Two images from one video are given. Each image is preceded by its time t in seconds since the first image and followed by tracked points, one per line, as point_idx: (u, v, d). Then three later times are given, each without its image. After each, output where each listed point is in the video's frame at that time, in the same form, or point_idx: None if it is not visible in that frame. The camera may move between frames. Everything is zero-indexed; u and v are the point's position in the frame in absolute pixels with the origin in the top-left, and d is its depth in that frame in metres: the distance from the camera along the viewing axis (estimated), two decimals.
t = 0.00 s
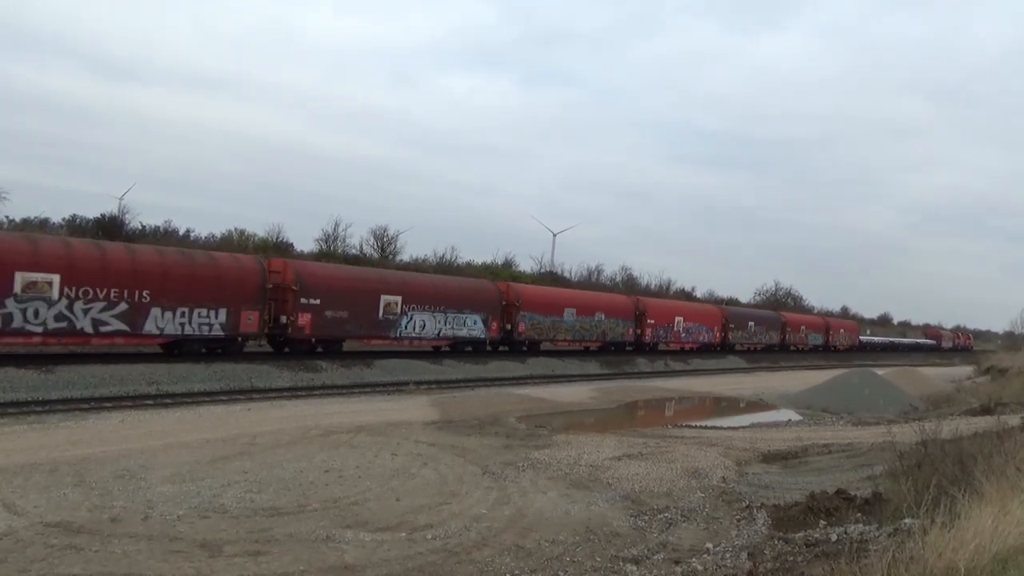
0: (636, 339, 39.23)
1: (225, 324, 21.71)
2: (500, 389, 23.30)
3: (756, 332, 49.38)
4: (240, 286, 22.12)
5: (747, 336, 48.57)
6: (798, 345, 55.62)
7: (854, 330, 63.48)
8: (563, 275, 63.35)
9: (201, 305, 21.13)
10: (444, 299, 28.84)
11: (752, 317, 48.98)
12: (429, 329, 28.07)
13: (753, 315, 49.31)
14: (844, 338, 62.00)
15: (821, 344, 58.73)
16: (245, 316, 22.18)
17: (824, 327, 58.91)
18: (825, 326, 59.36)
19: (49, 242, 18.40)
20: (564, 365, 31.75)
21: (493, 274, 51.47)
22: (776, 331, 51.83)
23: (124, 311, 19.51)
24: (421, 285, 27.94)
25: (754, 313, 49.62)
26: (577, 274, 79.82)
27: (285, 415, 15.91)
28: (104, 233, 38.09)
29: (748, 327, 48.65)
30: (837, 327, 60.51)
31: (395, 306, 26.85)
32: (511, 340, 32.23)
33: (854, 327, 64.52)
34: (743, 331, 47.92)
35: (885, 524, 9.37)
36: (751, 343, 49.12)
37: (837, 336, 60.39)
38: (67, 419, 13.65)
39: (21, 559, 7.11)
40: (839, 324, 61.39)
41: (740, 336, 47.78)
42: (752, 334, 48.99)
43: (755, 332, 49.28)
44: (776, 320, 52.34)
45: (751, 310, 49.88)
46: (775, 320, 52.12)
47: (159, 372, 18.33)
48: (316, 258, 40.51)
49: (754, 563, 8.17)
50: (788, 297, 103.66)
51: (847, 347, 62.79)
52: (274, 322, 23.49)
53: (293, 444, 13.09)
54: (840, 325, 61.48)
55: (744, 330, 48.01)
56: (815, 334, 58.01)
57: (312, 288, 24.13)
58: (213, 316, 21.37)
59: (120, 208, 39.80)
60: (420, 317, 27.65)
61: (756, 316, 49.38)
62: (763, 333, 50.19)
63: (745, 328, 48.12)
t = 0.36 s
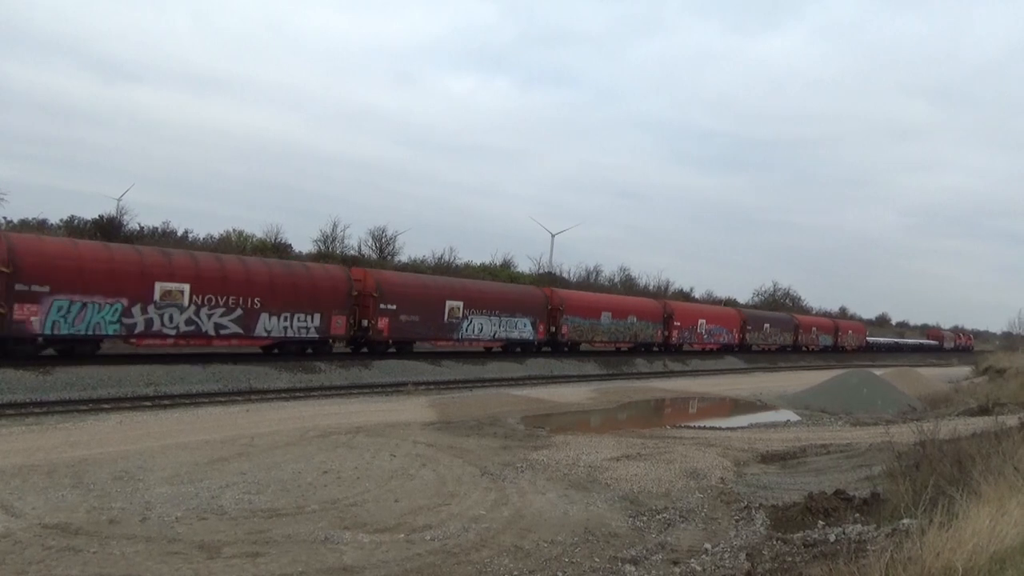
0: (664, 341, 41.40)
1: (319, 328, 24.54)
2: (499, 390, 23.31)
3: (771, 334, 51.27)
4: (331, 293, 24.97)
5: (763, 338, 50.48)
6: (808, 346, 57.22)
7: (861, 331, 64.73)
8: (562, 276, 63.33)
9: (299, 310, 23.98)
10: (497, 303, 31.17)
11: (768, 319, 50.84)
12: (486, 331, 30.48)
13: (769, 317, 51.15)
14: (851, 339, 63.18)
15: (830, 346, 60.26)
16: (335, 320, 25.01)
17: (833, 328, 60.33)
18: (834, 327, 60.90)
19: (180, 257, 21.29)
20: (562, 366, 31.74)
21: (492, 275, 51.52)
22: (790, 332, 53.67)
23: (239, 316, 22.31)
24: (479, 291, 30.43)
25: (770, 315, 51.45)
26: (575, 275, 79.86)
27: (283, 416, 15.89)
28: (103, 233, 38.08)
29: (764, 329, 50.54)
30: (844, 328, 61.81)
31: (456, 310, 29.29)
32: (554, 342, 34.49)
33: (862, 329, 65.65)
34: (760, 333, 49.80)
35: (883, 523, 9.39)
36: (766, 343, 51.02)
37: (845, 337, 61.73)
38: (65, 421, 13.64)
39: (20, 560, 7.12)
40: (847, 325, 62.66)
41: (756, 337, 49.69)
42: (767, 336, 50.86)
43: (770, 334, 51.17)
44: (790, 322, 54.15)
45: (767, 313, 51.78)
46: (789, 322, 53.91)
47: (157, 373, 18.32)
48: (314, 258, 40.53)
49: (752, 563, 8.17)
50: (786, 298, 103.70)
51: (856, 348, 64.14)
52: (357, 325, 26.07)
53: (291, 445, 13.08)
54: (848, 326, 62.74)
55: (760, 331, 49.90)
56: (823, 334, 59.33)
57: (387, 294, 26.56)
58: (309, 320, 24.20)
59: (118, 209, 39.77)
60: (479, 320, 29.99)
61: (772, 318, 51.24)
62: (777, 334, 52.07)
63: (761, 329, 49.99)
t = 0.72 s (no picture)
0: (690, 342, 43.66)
1: (396, 329, 27.24)
2: (498, 390, 23.32)
3: (785, 334, 53.20)
4: (405, 298, 27.68)
5: (778, 338, 52.42)
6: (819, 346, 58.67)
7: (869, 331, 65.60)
8: (560, 276, 63.29)
9: (380, 314, 26.73)
10: (543, 307, 33.58)
11: (783, 321, 52.79)
12: (535, 332, 33.09)
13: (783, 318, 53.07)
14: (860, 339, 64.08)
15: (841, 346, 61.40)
16: (408, 322, 27.68)
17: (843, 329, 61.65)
18: (844, 328, 62.33)
19: (282, 268, 24.15)
20: (561, 366, 31.77)
21: (491, 275, 51.55)
22: (803, 333, 55.50)
23: (330, 319, 25.09)
24: (530, 296, 33.11)
25: (785, 317, 53.38)
26: (575, 275, 79.82)
27: (282, 417, 15.87)
28: (101, 234, 38.08)
29: (779, 330, 52.53)
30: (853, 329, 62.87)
31: (509, 313, 31.87)
32: (594, 343, 36.94)
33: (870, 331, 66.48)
34: (775, 334, 51.76)
35: (881, 523, 9.40)
36: (781, 344, 52.92)
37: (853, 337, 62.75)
38: (64, 421, 13.63)
39: (19, 560, 7.11)
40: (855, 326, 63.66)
41: (771, 338, 51.64)
42: (782, 337, 52.77)
43: (784, 334, 53.10)
44: (802, 323, 56.00)
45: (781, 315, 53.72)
46: (801, 323, 55.67)
47: (156, 374, 18.31)
48: (313, 259, 40.51)
49: (751, 563, 8.18)
50: (786, 298, 103.77)
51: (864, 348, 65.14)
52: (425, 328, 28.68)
53: (290, 446, 13.07)
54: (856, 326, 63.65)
55: (775, 332, 51.88)
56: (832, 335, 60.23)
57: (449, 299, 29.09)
58: (387, 322, 26.90)
59: (117, 209, 39.78)
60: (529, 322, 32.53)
61: (786, 319, 53.15)
62: (791, 335, 53.92)
63: (775, 330, 51.93)
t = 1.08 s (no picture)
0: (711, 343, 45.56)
1: (458, 332, 29.48)
2: (497, 391, 23.33)
3: (797, 335, 54.84)
4: (467, 303, 29.94)
5: (791, 339, 54.09)
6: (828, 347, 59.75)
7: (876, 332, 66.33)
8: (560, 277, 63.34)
9: (445, 318, 29.00)
10: (584, 310, 35.69)
11: (796, 322, 54.45)
12: (576, 334, 35.25)
13: (796, 320, 54.71)
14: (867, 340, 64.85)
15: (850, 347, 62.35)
16: (469, 325, 29.89)
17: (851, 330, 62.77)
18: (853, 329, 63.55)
19: (363, 276, 26.32)
20: (560, 366, 31.81)
21: (490, 275, 51.60)
22: (814, 334, 57.04)
23: (404, 322, 27.34)
24: (574, 301, 35.33)
25: (797, 319, 54.99)
26: (574, 275, 79.83)
27: (281, 417, 15.86)
28: (100, 234, 38.08)
29: (793, 331, 54.22)
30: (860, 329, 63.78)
31: (555, 316, 34.06)
32: (627, 344, 39.11)
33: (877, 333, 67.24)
34: (789, 335, 53.45)
35: (881, 524, 9.41)
36: (794, 345, 54.56)
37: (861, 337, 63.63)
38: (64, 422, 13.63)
39: (17, 561, 7.11)
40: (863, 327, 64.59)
41: (785, 339, 53.29)
42: (795, 338, 54.42)
43: (797, 335, 54.76)
44: (814, 325, 57.54)
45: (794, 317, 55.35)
46: (812, 324, 57.22)
47: (155, 374, 18.30)
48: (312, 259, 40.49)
49: (750, 563, 8.19)
50: (784, 299, 103.91)
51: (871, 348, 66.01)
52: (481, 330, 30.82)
53: (289, 446, 13.06)
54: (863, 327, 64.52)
55: (789, 334, 53.55)
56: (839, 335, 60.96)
57: (503, 303, 31.15)
58: (452, 326, 29.18)
59: (115, 209, 39.78)
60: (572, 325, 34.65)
61: (798, 321, 54.81)
62: (803, 336, 55.45)
63: (789, 331, 53.58)
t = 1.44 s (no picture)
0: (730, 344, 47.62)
1: (510, 334, 31.78)
2: (495, 391, 23.33)
3: (809, 336, 56.58)
4: (516, 307, 32.19)
5: (803, 341, 55.88)
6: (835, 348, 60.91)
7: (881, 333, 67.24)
8: (558, 277, 63.42)
9: (499, 321, 31.25)
10: (618, 312, 37.95)
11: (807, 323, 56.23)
12: (610, 335, 37.47)
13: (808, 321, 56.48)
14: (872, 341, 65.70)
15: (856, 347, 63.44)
16: (518, 328, 32.14)
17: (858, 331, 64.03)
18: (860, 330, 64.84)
19: (429, 283, 28.59)
20: (558, 367, 31.83)
21: (489, 275, 51.66)
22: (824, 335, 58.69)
23: (464, 325, 29.55)
24: (610, 305, 37.53)
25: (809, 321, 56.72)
26: (573, 276, 79.96)
27: (280, 418, 15.84)
28: (97, 234, 38.05)
29: (805, 332, 56.04)
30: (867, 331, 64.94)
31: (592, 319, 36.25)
32: (655, 344, 41.33)
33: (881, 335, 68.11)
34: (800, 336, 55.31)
35: (878, 524, 9.41)
36: (805, 345, 56.29)
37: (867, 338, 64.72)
38: (61, 423, 13.60)
39: (14, 562, 7.09)
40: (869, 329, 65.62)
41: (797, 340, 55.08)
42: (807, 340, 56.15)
43: (809, 336, 56.51)
44: (824, 325, 59.10)
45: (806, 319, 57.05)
46: (822, 326, 58.82)
47: (152, 375, 18.27)
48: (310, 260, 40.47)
49: (748, 563, 8.21)
50: (782, 299, 104.15)
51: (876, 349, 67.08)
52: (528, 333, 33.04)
53: (287, 447, 13.04)
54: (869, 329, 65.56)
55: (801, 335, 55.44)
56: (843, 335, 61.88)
57: (548, 307, 33.47)
58: (505, 328, 31.44)
59: (113, 210, 39.73)
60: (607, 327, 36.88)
61: (810, 322, 56.58)
62: (814, 337, 57.11)
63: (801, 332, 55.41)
